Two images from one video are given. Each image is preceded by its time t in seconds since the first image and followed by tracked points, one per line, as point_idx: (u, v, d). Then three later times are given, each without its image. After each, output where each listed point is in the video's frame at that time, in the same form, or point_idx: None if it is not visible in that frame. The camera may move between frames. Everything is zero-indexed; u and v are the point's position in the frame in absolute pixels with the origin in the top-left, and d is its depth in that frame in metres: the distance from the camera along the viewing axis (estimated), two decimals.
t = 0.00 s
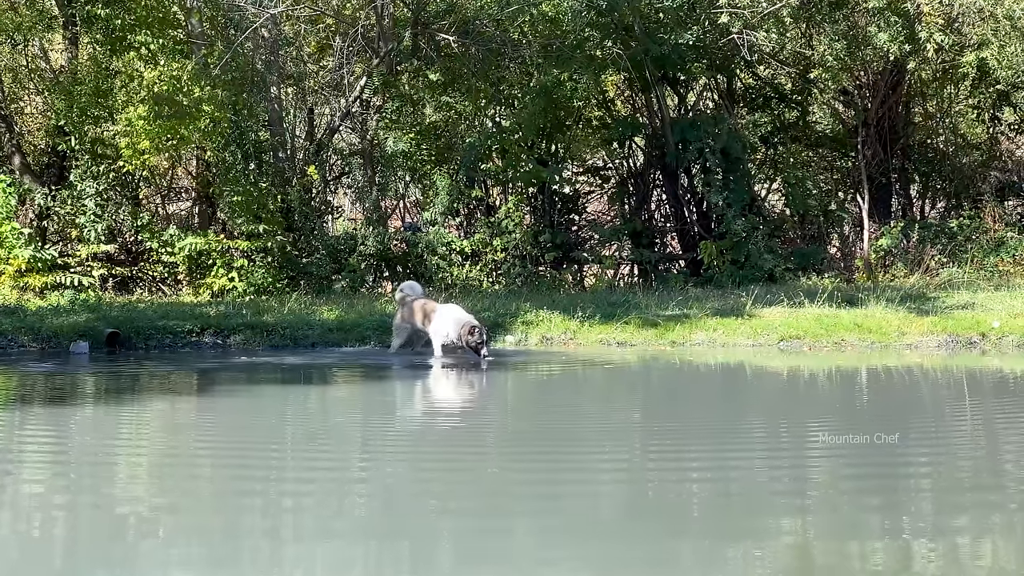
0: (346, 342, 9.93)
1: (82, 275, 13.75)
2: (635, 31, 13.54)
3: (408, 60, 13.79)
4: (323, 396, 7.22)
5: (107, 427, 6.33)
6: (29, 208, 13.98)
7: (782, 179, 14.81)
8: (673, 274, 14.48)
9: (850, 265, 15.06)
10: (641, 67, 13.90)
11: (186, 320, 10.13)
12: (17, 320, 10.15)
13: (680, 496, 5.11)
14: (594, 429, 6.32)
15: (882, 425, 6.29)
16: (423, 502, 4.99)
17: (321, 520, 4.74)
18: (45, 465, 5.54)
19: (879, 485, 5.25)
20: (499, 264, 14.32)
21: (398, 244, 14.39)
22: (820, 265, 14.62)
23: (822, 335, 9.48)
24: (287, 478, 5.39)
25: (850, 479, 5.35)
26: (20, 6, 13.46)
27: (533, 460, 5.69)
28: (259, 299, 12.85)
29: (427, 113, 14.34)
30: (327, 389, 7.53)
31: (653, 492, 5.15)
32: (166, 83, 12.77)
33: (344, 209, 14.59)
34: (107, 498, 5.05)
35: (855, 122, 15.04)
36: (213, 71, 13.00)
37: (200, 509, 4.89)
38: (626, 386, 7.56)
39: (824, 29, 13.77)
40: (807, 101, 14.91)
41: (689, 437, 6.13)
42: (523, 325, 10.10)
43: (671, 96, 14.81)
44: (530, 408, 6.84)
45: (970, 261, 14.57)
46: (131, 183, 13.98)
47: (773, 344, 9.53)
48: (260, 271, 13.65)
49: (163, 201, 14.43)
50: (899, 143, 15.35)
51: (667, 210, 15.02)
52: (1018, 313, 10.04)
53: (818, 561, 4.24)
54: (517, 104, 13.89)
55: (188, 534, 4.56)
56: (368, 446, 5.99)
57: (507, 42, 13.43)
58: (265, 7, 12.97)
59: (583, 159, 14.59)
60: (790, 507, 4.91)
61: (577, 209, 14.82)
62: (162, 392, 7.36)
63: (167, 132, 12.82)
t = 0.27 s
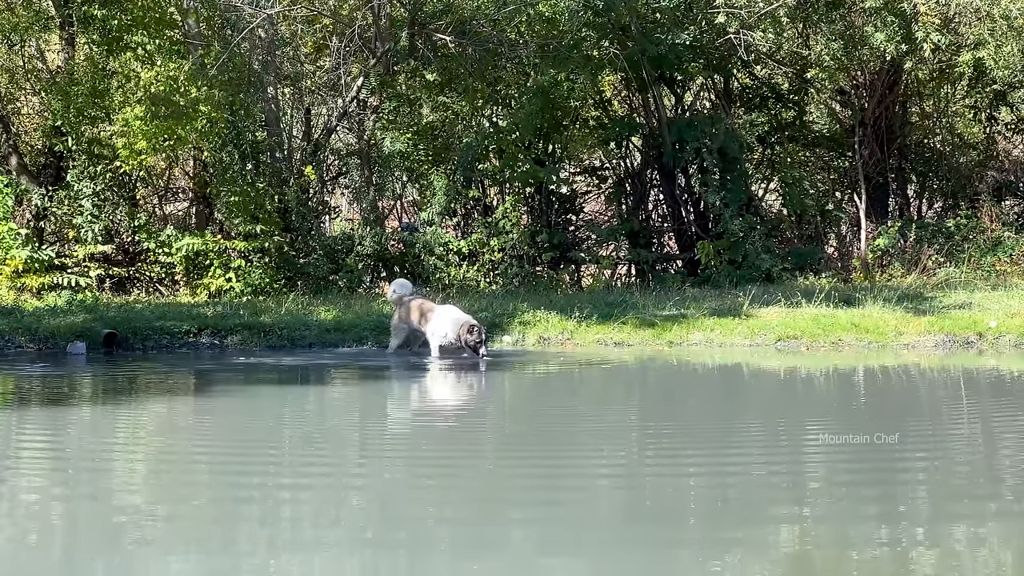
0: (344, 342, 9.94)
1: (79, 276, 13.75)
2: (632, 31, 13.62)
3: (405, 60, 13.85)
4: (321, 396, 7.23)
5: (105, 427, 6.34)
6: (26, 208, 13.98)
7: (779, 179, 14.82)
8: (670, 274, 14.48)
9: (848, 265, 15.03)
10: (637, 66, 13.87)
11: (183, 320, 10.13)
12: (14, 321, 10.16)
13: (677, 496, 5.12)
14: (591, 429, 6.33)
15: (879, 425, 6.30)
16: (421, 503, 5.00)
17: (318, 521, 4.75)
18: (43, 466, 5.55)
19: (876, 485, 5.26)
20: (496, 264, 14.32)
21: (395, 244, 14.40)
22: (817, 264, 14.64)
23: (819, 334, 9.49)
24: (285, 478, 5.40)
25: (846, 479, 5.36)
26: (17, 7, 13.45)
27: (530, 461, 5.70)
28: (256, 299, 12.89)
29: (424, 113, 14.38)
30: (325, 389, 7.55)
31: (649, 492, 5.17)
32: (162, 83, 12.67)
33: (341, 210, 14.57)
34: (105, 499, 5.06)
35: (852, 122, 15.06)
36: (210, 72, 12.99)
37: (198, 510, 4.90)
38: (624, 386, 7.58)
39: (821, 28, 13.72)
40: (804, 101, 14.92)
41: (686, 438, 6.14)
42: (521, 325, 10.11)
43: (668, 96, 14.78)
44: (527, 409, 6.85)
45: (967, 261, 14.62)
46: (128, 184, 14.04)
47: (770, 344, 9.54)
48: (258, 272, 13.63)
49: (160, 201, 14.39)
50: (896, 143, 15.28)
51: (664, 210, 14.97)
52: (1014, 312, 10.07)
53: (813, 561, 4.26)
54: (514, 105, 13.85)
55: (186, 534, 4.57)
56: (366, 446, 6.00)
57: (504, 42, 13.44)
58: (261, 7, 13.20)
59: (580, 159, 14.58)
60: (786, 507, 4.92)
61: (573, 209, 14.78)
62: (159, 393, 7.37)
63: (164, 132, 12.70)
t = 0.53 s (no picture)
0: (342, 343, 9.94)
1: (77, 277, 13.74)
2: (630, 31, 13.57)
3: (403, 61, 13.80)
4: (319, 398, 7.23)
5: (103, 429, 6.34)
6: (24, 210, 13.98)
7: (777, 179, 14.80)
8: (669, 275, 14.48)
9: (845, 264, 15.10)
10: (635, 67, 13.85)
11: (182, 322, 10.14)
12: (12, 322, 10.16)
13: (676, 495, 5.13)
14: (590, 429, 6.33)
15: (880, 425, 6.30)
16: (419, 503, 5.00)
17: (316, 521, 4.74)
18: (41, 467, 5.54)
19: (874, 485, 5.26)
20: (494, 265, 14.37)
21: (393, 245, 14.40)
22: (814, 264, 14.64)
23: (817, 335, 9.49)
24: (283, 478, 5.40)
25: (844, 479, 5.35)
26: (15, 8, 13.41)
27: (529, 461, 5.70)
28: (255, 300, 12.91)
29: (422, 113, 14.37)
30: (323, 390, 7.55)
31: (648, 492, 5.17)
32: (161, 84, 12.67)
33: (339, 210, 14.60)
34: (103, 499, 5.05)
35: (850, 122, 15.09)
36: (207, 73, 12.97)
37: (196, 510, 4.90)
38: (622, 386, 7.59)
39: (818, 30, 13.70)
40: (802, 101, 14.92)
41: (685, 438, 6.15)
42: (519, 326, 10.12)
43: (665, 97, 14.89)
44: (526, 409, 6.85)
45: (964, 261, 14.61)
46: (126, 185, 14.04)
47: (768, 345, 9.53)
48: (256, 273, 13.63)
49: (158, 202, 14.47)
50: (893, 143, 15.31)
51: (662, 211, 15.02)
52: (1012, 313, 10.07)
53: (812, 560, 4.26)
54: (512, 105, 13.91)
55: (185, 534, 4.57)
56: (364, 447, 6.00)
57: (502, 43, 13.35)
58: (259, 8, 13.22)
59: (578, 159, 14.58)
60: (785, 506, 4.93)
61: (571, 210, 14.81)
62: (157, 394, 7.37)
63: (162, 133, 12.70)
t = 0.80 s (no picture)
0: (340, 344, 9.93)
1: (75, 279, 13.76)
2: (626, 32, 13.64)
3: (400, 63, 13.81)
4: (317, 400, 7.23)
5: (100, 431, 6.33)
6: (22, 211, 13.99)
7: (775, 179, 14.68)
8: (666, 276, 14.48)
9: (843, 265, 15.06)
10: (632, 68, 13.86)
11: (180, 323, 10.14)
12: (10, 324, 10.16)
13: (674, 498, 5.13)
14: (589, 432, 6.33)
15: (879, 426, 6.32)
16: (417, 505, 5.00)
17: (314, 524, 4.74)
18: (38, 470, 5.54)
19: (872, 487, 5.26)
20: (492, 266, 14.30)
21: (390, 246, 14.35)
22: (811, 265, 14.60)
23: (815, 336, 9.50)
24: (281, 481, 5.39)
25: (841, 480, 5.37)
26: (13, 10, 13.50)
27: (527, 463, 5.70)
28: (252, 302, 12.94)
29: (419, 115, 14.20)
30: (321, 392, 7.55)
31: (646, 494, 5.17)
32: (158, 86, 12.79)
33: (336, 212, 14.62)
34: (101, 502, 5.05)
35: (848, 123, 15.08)
36: (204, 75, 13.00)
37: (194, 513, 4.90)
38: (620, 388, 7.59)
39: (816, 30, 13.80)
40: (800, 102, 14.81)
41: (684, 440, 6.14)
42: (517, 328, 10.11)
43: (663, 98, 14.88)
44: (524, 412, 6.85)
45: (961, 262, 14.59)
46: (124, 187, 14.03)
47: (766, 346, 9.54)
48: (253, 275, 13.70)
49: (155, 203, 14.37)
50: (891, 144, 15.33)
51: (660, 212, 14.99)
52: (1009, 313, 10.08)
53: (810, 562, 4.27)
54: (509, 107, 13.82)
55: (182, 537, 4.57)
56: (362, 449, 6.00)
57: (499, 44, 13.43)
58: (257, 10, 13.18)
59: (575, 160, 14.59)
60: (783, 508, 4.93)
61: (569, 211, 14.82)
62: (155, 396, 7.36)
63: (159, 134, 12.80)
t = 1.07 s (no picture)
0: (338, 346, 9.93)
1: (73, 281, 13.79)
2: (624, 34, 13.66)
3: (397, 64, 13.82)
4: (315, 401, 7.24)
5: (99, 433, 6.34)
6: (19, 213, 14.00)
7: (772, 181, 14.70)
8: (663, 278, 14.48)
9: (841, 267, 14.98)
10: (630, 70, 13.92)
11: (178, 325, 10.15)
12: (8, 326, 10.17)
13: (672, 497, 5.14)
14: (587, 432, 6.34)
15: (879, 425, 6.35)
16: (415, 504, 5.01)
17: (313, 523, 4.76)
18: (37, 471, 5.55)
19: (870, 486, 5.27)
20: (490, 267, 14.27)
21: (389, 248, 14.28)
22: (808, 266, 14.57)
23: (812, 337, 9.50)
24: (279, 481, 5.40)
25: (840, 480, 5.37)
26: (11, 13, 13.53)
27: (525, 463, 5.71)
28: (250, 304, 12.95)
29: (417, 116, 14.20)
30: (319, 394, 7.56)
31: (644, 493, 5.19)
32: (156, 88, 12.72)
33: (334, 213, 14.62)
34: (99, 502, 5.06)
35: (845, 124, 15.10)
36: (202, 77, 13.02)
37: (192, 512, 4.91)
38: (618, 389, 7.60)
39: (813, 32, 13.73)
40: (797, 103, 14.79)
41: (682, 440, 6.16)
42: (514, 329, 10.12)
43: (660, 99, 14.92)
44: (522, 413, 6.86)
45: (959, 263, 14.62)
46: (121, 189, 14.04)
47: (764, 346, 9.55)
48: (251, 276, 13.76)
49: (153, 206, 14.42)
50: (888, 145, 15.38)
51: (657, 213, 14.99)
52: (1006, 314, 10.10)
53: (807, 560, 4.28)
54: (507, 109, 13.96)
55: (181, 536, 4.58)
56: (360, 449, 6.01)
57: (496, 45, 13.48)
58: (255, 12, 13.20)
59: (573, 162, 14.60)
60: (780, 507, 4.94)
61: (567, 213, 14.78)
62: (153, 398, 7.37)
63: (157, 136, 12.78)
